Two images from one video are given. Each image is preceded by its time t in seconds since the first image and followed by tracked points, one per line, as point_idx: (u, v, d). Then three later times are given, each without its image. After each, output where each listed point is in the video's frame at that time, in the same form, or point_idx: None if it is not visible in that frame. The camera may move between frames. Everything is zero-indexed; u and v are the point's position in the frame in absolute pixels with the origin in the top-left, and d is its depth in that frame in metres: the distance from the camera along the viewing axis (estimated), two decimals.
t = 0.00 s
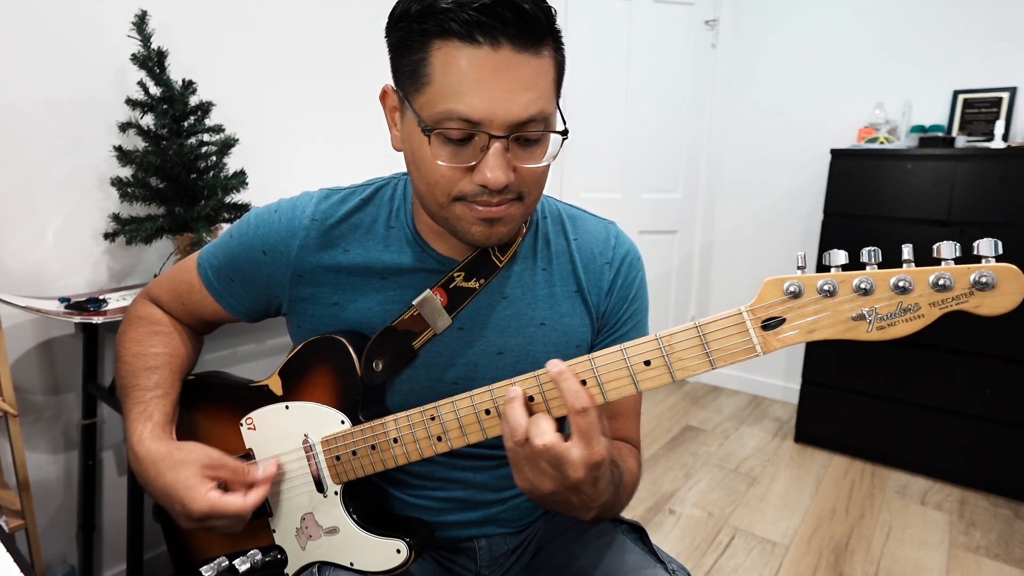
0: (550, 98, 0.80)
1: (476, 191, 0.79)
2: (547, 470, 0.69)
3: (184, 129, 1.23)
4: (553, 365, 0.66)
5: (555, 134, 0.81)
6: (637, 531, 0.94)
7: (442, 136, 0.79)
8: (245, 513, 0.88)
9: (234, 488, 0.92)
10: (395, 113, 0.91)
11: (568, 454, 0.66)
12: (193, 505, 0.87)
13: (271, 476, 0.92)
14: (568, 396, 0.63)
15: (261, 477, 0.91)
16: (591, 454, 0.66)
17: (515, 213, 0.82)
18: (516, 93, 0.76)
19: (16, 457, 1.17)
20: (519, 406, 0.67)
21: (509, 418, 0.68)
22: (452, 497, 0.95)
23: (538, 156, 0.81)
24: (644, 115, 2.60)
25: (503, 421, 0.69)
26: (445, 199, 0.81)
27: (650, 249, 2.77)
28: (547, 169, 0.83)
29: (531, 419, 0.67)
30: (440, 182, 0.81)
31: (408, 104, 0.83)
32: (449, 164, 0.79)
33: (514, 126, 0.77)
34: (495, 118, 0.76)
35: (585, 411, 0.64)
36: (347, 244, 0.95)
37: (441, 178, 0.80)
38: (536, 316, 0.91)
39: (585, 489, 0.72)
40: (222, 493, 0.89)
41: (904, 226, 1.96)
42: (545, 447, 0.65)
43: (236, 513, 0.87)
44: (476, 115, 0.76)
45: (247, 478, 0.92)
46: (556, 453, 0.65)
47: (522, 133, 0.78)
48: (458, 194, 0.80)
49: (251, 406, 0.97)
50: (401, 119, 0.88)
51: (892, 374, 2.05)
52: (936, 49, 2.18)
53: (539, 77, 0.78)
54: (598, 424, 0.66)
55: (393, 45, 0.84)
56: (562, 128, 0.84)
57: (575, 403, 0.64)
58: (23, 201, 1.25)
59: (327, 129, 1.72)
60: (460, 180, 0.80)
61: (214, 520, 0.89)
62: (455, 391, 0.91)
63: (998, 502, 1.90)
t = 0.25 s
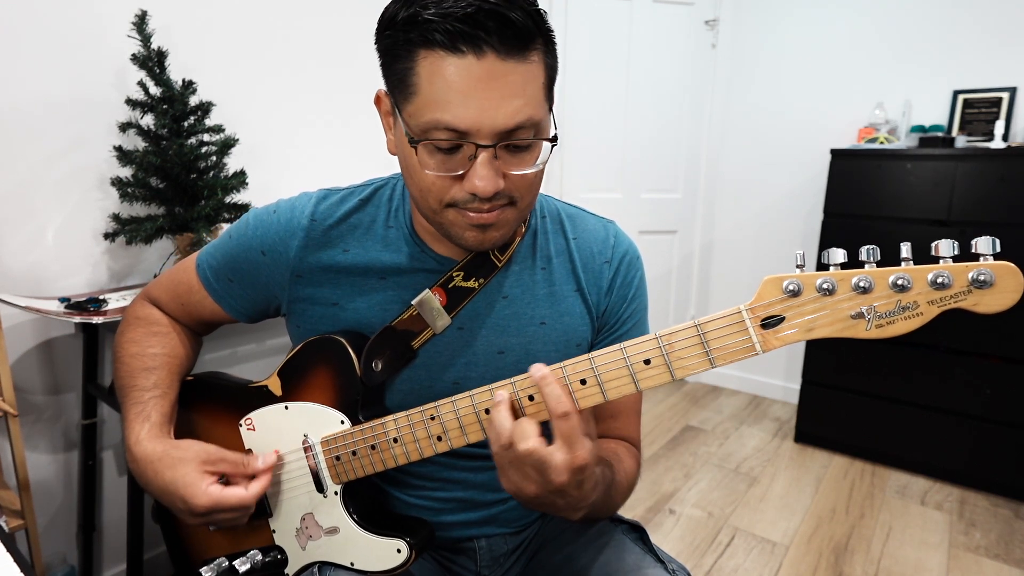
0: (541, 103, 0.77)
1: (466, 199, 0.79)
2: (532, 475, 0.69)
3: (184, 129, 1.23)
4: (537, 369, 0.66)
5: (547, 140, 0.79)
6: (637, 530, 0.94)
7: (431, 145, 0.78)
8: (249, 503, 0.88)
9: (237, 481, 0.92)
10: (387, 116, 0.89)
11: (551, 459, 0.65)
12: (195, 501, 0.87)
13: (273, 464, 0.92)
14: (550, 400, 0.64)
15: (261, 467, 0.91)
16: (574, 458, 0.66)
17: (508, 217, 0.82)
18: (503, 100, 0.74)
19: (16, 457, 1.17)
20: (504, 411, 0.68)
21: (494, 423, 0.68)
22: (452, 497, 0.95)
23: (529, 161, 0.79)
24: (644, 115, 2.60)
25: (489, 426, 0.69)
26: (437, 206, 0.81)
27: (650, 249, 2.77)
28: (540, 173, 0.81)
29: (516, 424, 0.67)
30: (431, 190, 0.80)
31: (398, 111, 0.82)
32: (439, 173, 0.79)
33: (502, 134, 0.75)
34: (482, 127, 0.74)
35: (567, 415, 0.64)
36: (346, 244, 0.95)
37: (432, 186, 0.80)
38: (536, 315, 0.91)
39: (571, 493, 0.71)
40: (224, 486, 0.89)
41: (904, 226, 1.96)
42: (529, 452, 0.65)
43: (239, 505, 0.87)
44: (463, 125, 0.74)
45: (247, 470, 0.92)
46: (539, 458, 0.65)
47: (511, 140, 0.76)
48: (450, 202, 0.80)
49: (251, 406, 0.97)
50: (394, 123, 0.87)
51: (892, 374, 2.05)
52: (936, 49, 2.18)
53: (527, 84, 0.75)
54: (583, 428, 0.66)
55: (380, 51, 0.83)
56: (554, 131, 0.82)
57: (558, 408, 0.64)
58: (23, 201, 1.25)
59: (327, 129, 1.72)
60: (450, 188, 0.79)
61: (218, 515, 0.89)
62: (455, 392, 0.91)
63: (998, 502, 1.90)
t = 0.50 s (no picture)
0: (534, 112, 0.75)
1: (460, 208, 0.78)
2: (512, 479, 0.71)
3: (184, 129, 1.23)
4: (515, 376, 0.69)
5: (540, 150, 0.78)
6: (637, 530, 0.94)
7: (423, 155, 0.77)
8: (250, 497, 0.88)
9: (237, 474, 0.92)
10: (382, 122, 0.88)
11: (529, 463, 0.67)
12: (194, 498, 0.88)
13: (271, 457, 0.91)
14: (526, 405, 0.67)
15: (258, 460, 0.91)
16: (553, 463, 0.68)
17: (503, 223, 0.81)
18: (494, 111, 0.72)
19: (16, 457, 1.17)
20: (485, 416, 0.69)
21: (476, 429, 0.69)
22: (452, 497, 0.95)
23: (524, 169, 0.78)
24: (644, 116, 2.60)
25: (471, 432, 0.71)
26: (432, 214, 0.81)
27: (650, 249, 2.77)
28: (535, 180, 0.80)
29: (497, 429, 0.69)
30: (425, 198, 0.80)
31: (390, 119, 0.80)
32: (432, 182, 0.78)
33: (493, 145, 0.74)
34: (473, 139, 0.73)
35: (545, 421, 0.66)
36: (346, 244, 0.95)
37: (425, 195, 0.79)
38: (537, 315, 0.91)
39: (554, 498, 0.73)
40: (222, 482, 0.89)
41: (904, 226, 1.96)
42: (508, 457, 0.67)
43: (239, 499, 0.88)
44: (454, 137, 0.73)
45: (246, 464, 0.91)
46: (518, 463, 0.67)
47: (503, 150, 0.75)
48: (444, 210, 0.79)
49: (251, 406, 0.97)
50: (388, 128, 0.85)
51: (892, 374, 2.05)
52: (936, 49, 2.18)
53: (519, 93, 0.73)
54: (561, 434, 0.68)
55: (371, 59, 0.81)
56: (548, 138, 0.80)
57: (535, 414, 0.66)
58: (23, 201, 1.25)
59: (327, 128, 1.72)
60: (444, 197, 0.78)
61: (219, 510, 0.89)
62: (455, 392, 0.91)
63: (998, 502, 1.90)
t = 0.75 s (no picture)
0: (525, 120, 0.74)
1: (452, 215, 0.78)
2: (493, 484, 0.71)
3: (184, 129, 1.23)
4: (495, 381, 0.70)
5: (531, 156, 0.77)
6: (637, 530, 0.94)
7: (415, 162, 0.77)
8: (248, 496, 0.89)
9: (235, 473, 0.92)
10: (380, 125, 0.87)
11: (509, 468, 0.68)
12: (192, 497, 0.88)
13: (271, 456, 0.92)
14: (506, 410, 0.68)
15: (258, 460, 0.91)
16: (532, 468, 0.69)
17: (497, 229, 0.81)
18: (482, 121, 0.72)
19: (16, 457, 1.17)
20: (467, 421, 0.70)
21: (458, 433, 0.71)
22: (453, 497, 0.95)
23: (516, 175, 0.77)
24: (643, 116, 2.60)
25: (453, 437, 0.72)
26: (426, 219, 0.81)
27: (650, 249, 2.77)
28: (529, 186, 0.79)
29: (477, 435, 0.70)
30: (418, 203, 0.80)
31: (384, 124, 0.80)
32: (424, 188, 0.78)
33: (483, 153, 0.73)
34: (461, 148, 0.73)
35: (522, 426, 0.68)
36: (346, 243, 0.95)
37: (418, 201, 0.79)
38: (538, 313, 0.91)
39: (533, 503, 0.73)
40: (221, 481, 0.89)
41: (904, 226, 1.96)
42: (488, 461, 0.67)
43: (238, 498, 0.88)
44: (442, 146, 0.73)
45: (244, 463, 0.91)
46: (498, 467, 0.67)
47: (493, 158, 0.74)
48: (437, 216, 0.79)
49: (252, 406, 0.97)
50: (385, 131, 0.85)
51: (892, 374, 2.05)
52: (937, 49, 2.18)
53: (507, 101, 0.72)
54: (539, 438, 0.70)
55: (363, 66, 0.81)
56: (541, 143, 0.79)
57: (514, 418, 0.67)
58: (22, 201, 1.25)
59: (327, 128, 1.72)
60: (436, 204, 0.78)
61: (219, 508, 0.89)
62: (456, 392, 0.91)
63: (998, 502, 1.90)
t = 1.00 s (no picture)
0: (520, 124, 0.74)
1: (448, 218, 0.78)
2: (472, 489, 0.72)
3: (184, 129, 1.23)
4: (474, 387, 0.72)
5: (527, 160, 0.77)
6: (637, 530, 0.94)
7: (411, 164, 0.76)
8: (246, 498, 0.88)
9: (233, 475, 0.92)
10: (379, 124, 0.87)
11: (487, 473, 0.69)
12: (190, 498, 0.87)
13: (269, 459, 0.91)
14: (485, 415, 0.70)
15: (257, 460, 0.91)
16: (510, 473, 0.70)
17: (493, 231, 0.81)
18: (477, 126, 0.71)
19: (16, 457, 1.17)
20: (448, 426, 0.72)
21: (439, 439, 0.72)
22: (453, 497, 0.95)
23: (514, 179, 0.77)
24: (643, 116, 2.60)
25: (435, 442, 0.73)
26: (423, 220, 0.81)
27: (650, 249, 2.77)
28: (525, 189, 0.79)
29: (458, 439, 0.72)
30: (415, 205, 0.80)
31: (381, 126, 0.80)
32: (420, 191, 0.78)
33: (477, 157, 0.73)
34: (456, 152, 0.72)
35: (501, 432, 0.69)
36: (347, 244, 0.95)
37: (415, 203, 0.79)
38: (539, 314, 0.91)
39: (513, 506, 0.74)
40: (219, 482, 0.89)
41: (904, 226, 1.96)
42: (466, 465, 0.69)
43: (236, 499, 0.88)
44: (437, 151, 0.73)
45: (243, 464, 0.91)
46: (476, 471, 0.69)
47: (489, 162, 0.74)
48: (434, 218, 0.79)
49: (253, 406, 0.97)
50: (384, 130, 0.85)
51: (892, 374, 2.05)
52: (936, 49, 2.18)
53: (501, 106, 0.72)
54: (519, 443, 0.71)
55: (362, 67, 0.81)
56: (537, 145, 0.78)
57: (492, 424, 0.69)
58: (23, 201, 1.25)
59: (327, 128, 1.72)
60: (433, 206, 0.78)
61: (217, 510, 0.89)
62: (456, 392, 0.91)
63: (998, 502, 1.90)
